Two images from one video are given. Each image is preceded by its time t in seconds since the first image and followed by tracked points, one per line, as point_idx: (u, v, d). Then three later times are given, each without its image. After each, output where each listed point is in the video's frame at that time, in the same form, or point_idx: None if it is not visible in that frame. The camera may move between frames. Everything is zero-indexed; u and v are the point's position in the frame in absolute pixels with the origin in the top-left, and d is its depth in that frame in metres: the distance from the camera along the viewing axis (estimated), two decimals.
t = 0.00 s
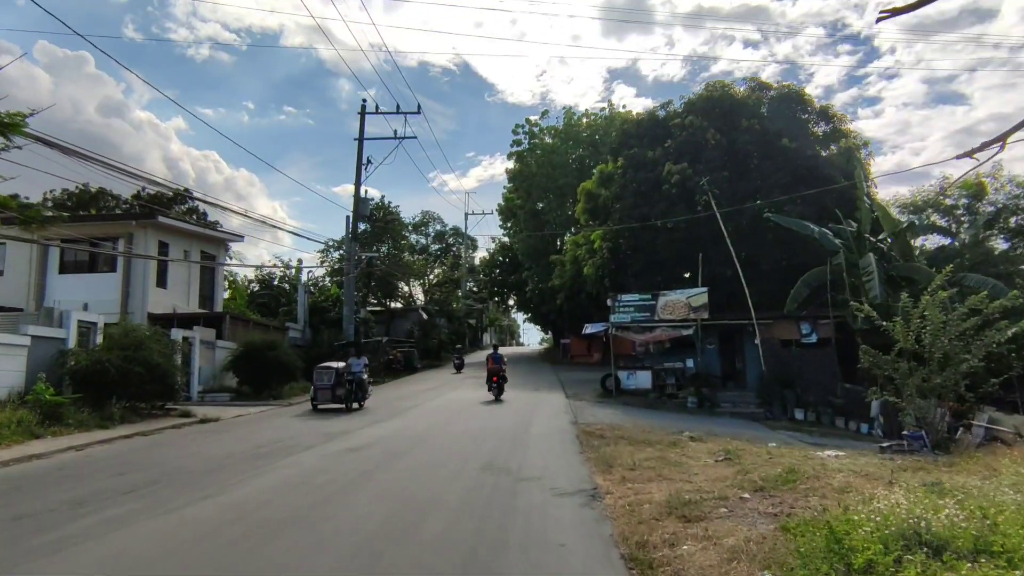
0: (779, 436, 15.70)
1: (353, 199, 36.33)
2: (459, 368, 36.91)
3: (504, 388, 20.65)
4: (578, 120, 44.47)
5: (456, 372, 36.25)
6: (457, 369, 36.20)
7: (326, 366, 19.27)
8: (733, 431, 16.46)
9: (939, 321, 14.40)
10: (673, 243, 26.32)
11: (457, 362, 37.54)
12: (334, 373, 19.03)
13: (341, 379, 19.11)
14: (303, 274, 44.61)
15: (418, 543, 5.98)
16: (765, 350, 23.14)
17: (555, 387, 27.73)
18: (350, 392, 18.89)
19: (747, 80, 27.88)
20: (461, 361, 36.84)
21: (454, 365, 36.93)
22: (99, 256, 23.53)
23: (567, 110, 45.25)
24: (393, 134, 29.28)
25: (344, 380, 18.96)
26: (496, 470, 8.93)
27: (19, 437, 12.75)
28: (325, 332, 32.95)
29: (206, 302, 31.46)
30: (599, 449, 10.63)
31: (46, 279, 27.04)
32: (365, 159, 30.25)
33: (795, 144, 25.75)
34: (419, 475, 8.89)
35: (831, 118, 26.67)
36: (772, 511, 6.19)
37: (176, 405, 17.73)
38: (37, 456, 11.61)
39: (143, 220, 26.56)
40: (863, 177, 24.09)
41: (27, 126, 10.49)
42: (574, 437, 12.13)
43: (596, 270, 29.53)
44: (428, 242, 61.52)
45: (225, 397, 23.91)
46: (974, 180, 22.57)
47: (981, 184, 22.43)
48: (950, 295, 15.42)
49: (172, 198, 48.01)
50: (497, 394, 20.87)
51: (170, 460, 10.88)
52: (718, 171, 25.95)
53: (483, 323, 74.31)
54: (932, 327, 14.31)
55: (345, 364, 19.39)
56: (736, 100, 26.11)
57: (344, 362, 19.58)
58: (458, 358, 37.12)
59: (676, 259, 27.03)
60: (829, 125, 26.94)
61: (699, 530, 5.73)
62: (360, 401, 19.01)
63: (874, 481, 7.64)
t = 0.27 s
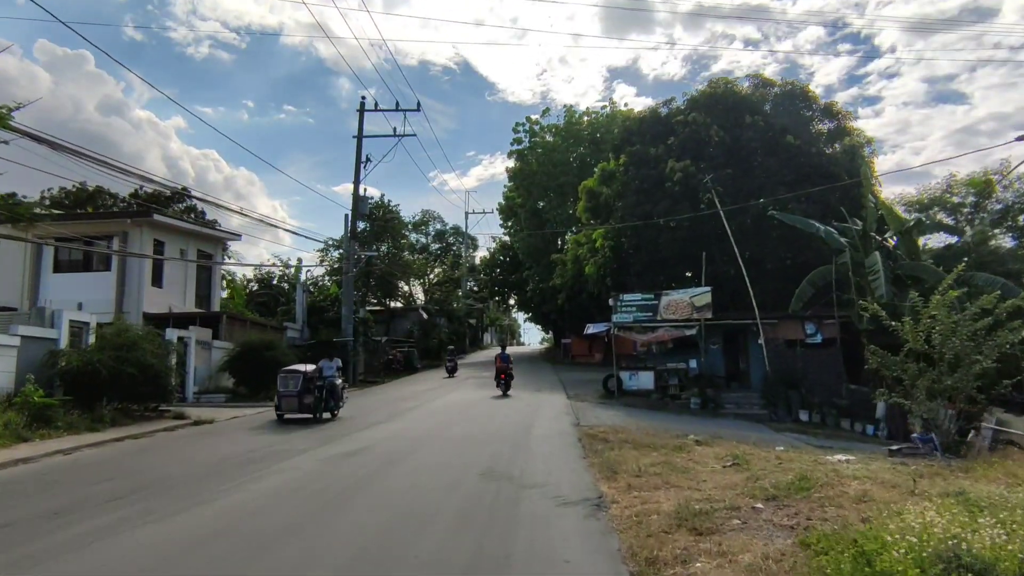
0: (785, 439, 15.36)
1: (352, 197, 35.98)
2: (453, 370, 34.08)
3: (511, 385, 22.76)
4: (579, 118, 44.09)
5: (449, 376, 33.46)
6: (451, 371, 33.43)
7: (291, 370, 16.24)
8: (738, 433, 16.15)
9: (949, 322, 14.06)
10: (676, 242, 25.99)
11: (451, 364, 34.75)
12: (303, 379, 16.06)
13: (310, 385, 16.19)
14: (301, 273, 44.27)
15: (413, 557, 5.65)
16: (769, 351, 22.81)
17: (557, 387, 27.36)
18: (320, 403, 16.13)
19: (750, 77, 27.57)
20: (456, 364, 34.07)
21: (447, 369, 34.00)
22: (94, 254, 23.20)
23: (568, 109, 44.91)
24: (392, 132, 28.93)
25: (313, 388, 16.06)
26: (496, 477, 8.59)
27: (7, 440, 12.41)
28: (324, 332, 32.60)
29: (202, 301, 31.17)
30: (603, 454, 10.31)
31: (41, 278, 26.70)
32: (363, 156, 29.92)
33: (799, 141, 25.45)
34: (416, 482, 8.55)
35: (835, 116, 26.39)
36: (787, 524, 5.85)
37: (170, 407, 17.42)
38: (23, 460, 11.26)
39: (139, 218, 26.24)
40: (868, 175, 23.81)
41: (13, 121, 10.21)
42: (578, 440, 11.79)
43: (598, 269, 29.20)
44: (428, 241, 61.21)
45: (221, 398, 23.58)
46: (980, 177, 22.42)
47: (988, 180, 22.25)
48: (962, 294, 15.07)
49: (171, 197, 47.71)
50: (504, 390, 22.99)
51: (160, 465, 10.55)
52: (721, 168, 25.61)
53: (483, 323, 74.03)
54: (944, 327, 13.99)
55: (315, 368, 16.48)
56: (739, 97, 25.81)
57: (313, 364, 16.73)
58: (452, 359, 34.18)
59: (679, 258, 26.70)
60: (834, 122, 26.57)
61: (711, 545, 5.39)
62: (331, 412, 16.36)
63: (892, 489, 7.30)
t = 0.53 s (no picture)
0: (792, 439, 15.03)
1: (352, 194, 35.63)
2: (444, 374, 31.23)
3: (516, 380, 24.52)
4: (580, 116, 43.71)
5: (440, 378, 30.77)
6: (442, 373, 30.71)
7: (244, 371, 13.79)
8: (744, 433, 15.81)
9: (960, 319, 13.71)
10: (679, 239, 25.64)
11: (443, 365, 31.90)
12: (259, 383, 13.67)
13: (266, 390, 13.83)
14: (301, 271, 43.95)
15: (409, 564, 5.32)
16: (774, 348, 22.47)
17: (558, 386, 27.04)
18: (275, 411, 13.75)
19: (753, 72, 27.23)
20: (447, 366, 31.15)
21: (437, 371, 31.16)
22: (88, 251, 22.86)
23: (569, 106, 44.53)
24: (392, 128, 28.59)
25: (268, 394, 13.68)
26: (496, 479, 8.24)
27: None
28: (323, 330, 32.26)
29: (200, 299, 30.85)
30: (607, 454, 9.98)
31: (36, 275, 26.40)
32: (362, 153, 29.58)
33: (804, 137, 25.10)
34: (413, 485, 8.19)
35: (840, 111, 26.05)
36: (805, 529, 5.52)
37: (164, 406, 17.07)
38: (10, 460, 10.95)
39: (135, 215, 25.88)
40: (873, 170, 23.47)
41: None
42: (580, 441, 11.45)
43: (600, 266, 28.87)
44: (429, 239, 60.89)
45: (218, 397, 23.25)
46: (987, 173, 22.17)
47: (996, 176, 21.96)
48: (973, 290, 14.73)
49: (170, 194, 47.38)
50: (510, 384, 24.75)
51: (148, 466, 10.18)
52: (725, 164, 25.26)
53: (484, 321, 73.72)
54: (955, 324, 13.66)
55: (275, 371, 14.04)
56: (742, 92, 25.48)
57: (273, 364, 14.33)
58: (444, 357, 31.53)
59: (681, 255, 26.37)
60: (839, 118, 26.20)
61: (726, 552, 5.05)
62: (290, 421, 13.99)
63: (911, 491, 6.97)
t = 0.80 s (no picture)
0: (800, 442, 14.67)
1: (351, 192, 35.27)
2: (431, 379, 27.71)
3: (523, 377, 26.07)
4: (581, 114, 43.33)
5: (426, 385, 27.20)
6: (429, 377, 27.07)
7: (173, 376, 11.14)
8: (750, 435, 15.45)
9: (973, 318, 13.33)
10: (682, 237, 25.29)
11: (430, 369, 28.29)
12: (190, 391, 11.01)
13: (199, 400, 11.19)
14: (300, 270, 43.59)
15: None
16: (779, 349, 22.10)
17: (560, 387, 26.67)
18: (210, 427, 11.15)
19: (758, 68, 26.86)
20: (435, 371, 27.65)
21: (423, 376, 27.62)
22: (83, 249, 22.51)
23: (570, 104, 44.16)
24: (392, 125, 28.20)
25: (201, 406, 11.06)
26: (496, 487, 7.86)
27: None
28: (321, 329, 31.90)
29: (197, 298, 30.53)
30: (610, 459, 9.61)
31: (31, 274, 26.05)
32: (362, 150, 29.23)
33: (809, 134, 24.73)
34: (408, 492, 7.83)
35: (846, 107, 25.69)
36: (828, 544, 5.16)
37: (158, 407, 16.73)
38: None
39: (131, 213, 25.53)
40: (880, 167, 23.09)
41: None
42: (583, 444, 11.09)
43: (602, 265, 28.50)
44: (428, 239, 60.53)
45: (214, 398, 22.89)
46: (996, 169, 21.82)
47: (1006, 172, 21.58)
48: (986, 288, 14.36)
49: (168, 192, 47.02)
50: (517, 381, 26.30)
51: (134, 470, 9.81)
52: (729, 161, 24.91)
53: (484, 321, 73.35)
54: (969, 324, 13.29)
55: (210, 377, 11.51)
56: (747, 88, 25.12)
57: (212, 368, 11.75)
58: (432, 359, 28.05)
59: (685, 254, 25.99)
60: (844, 115, 25.84)
61: (744, 570, 4.69)
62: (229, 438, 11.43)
63: (934, 500, 6.61)
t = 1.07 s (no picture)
0: (807, 443, 14.31)
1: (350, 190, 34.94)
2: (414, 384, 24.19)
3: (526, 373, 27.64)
4: (582, 112, 42.96)
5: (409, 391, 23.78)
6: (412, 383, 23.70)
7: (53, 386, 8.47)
8: (756, 436, 15.09)
9: (986, 317, 12.97)
10: (684, 235, 24.97)
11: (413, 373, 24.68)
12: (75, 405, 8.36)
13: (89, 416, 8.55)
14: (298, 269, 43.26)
15: None
16: (783, 348, 21.74)
17: (560, 386, 26.34)
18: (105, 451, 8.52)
19: (761, 64, 26.51)
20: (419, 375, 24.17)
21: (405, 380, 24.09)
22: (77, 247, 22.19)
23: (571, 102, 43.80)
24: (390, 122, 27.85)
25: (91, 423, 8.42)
26: (494, 492, 7.54)
27: None
28: (320, 328, 31.58)
29: (194, 297, 30.25)
30: (613, 462, 9.25)
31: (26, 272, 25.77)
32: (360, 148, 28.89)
33: (814, 130, 24.38)
34: (403, 498, 7.50)
35: (850, 104, 25.34)
36: (849, 557, 4.81)
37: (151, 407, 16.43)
38: None
39: (126, 210, 25.21)
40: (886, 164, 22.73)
41: None
42: (584, 446, 10.76)
43: (603, 263, 28.16)
44: (428, 237, 60.19)
45: (210, 398, 22.55)
46: (1004, 166, 21.46)
47: (1014, 169, 21.21)
48: (997, 286, 14.00)
49: (167, 190, 46.72)
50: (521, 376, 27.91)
51: (121, 472, 9.50)
52: (732, 158, 24.58)
53: (485, 320, 72.99)
54: (981, 322, 12.93)
55: (105, 384, 8.88)
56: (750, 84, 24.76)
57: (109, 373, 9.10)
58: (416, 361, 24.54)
59: (687, 252, 25.65)
60: (849, 111, 25.49)
61: None
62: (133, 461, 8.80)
63: (956, 508, 6.25)
